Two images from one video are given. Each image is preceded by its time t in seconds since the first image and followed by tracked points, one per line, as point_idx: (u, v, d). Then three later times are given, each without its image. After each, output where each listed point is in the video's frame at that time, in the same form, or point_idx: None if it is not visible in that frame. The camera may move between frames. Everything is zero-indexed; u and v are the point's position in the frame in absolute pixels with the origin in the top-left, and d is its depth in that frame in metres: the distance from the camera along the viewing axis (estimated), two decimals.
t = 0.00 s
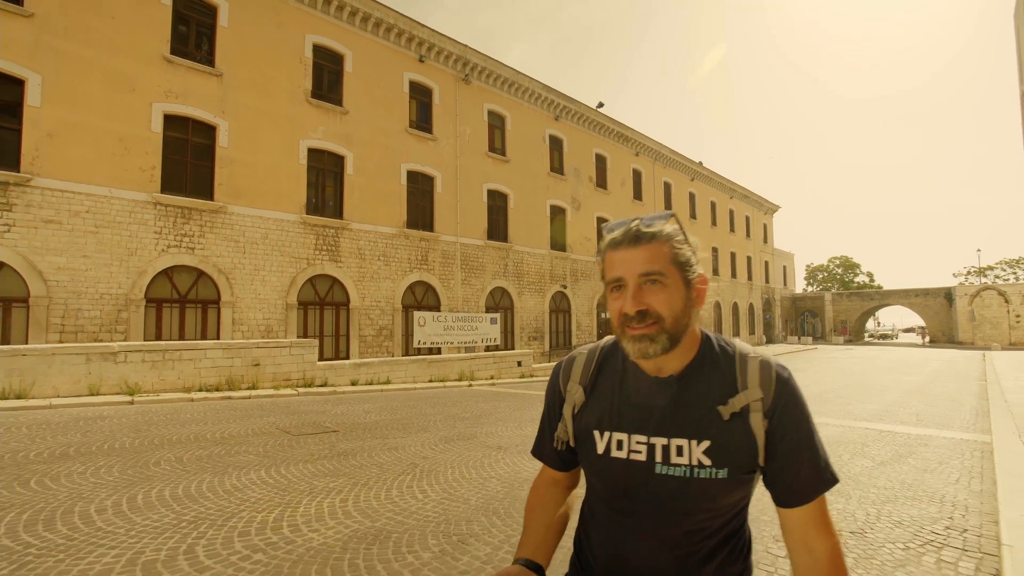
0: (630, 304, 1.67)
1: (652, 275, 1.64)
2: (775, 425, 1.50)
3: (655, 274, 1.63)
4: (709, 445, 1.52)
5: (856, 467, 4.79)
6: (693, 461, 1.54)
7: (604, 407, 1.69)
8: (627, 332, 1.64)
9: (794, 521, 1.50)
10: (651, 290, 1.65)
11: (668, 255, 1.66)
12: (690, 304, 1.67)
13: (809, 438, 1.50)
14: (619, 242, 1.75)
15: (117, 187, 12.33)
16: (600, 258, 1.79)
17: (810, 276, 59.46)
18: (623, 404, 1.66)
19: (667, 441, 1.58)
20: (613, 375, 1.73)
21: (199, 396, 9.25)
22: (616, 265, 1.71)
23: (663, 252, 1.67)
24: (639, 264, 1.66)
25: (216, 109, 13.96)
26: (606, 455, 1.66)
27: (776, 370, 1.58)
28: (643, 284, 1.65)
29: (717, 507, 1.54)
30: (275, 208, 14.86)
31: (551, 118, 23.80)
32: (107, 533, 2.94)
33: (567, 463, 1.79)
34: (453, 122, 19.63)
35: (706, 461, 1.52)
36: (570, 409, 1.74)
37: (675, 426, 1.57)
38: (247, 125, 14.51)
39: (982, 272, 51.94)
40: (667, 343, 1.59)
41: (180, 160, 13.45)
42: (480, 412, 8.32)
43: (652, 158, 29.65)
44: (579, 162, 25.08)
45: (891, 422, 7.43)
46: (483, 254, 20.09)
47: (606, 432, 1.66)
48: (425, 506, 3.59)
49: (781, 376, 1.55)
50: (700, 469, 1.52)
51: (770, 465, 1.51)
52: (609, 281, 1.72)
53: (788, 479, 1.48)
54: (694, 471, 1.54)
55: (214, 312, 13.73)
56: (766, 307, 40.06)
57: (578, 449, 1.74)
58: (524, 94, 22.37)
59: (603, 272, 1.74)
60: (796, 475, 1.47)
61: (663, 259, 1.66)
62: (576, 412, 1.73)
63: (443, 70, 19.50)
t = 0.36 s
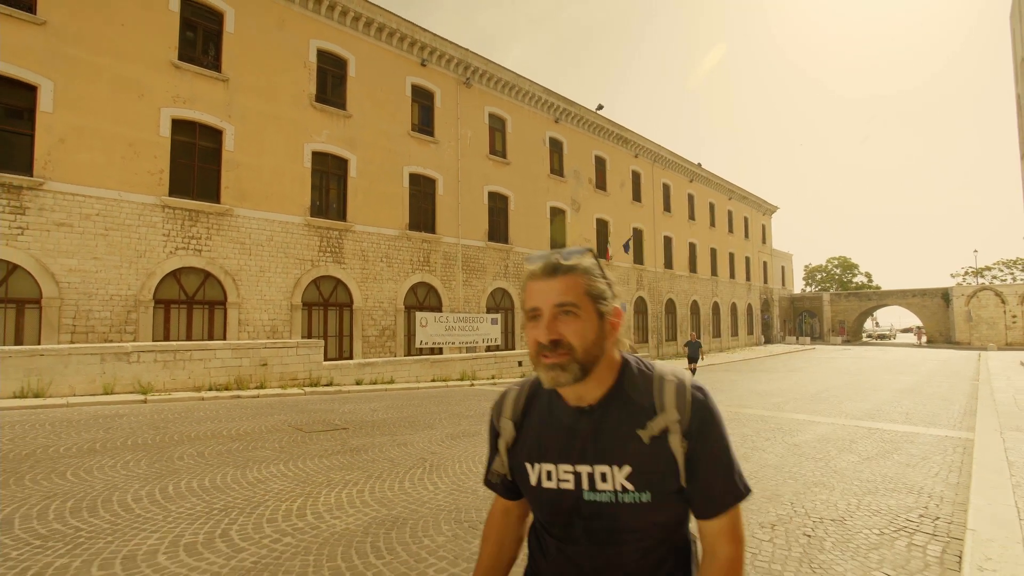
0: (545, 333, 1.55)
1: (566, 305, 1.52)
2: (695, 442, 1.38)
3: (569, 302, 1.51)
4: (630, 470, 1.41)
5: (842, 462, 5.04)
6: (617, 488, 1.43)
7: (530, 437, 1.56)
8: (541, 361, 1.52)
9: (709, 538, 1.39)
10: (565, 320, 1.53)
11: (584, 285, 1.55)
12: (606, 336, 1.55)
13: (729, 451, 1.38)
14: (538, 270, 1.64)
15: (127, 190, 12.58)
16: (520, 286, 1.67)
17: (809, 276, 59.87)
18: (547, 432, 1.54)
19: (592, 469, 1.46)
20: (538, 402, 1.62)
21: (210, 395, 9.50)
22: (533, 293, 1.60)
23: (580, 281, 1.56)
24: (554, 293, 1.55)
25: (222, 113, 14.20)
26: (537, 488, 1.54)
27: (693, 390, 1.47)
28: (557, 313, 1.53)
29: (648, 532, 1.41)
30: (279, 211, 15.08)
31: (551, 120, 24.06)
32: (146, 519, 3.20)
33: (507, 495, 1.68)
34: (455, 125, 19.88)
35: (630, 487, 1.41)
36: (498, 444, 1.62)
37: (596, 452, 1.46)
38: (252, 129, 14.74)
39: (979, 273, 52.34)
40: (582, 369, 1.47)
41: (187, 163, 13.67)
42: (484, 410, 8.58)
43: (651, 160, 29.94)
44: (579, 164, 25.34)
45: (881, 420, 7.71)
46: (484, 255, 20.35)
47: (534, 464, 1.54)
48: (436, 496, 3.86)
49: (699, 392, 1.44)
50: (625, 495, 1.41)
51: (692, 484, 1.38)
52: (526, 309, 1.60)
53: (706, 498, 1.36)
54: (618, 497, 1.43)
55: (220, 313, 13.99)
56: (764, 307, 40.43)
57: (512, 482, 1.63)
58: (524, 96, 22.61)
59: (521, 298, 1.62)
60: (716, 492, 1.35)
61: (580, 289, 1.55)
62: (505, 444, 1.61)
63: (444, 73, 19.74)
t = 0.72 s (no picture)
0: (527, 301, 1.63)
1: (548, 276, 1.61)
2: (663, 396, 1.53)
3: (551, 272, 1.59)
4: (608, 427, 1.52)
5: (833, 454, 5.31)
6: (596, 445, 1.53)
7: (510, 405, 1.63)
8: (522, 328, 1.60)
9: (673, 485, 1.54)
10: (546, 290, 1.61)
11: (565, 257, 1.63)
12: (583, 305, 1.66)
13: (691, 402, 1.56)
14: (521, 242, 1.71)
15: (136, 192, 12.81)
16: (503, 255, 1.74)
17: (808, 276, 60.17)
18: (529, 399, 1.61)
19: (571, 430, 1.56)
20: (516, 372, 1.69)
21: (221, 392, 9.75)
22: (516, 263, 1.68)
23: (561, 252, 1.64)
24: (537, 264, 1.63)
25: (229, 116, 14.45)
26: (518, 454, 1.61)
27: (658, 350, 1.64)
28: (538, 283, 1.61)
29: (623, 485, 1.54)
30: (285, 212, 15.34)
31: (552, 122, 24.32)
32: (184, 503, 3.47)
33: (482, 468, 1.73)
34: (457, 127, 20.13)
35: (608, 442, 1.53)
36: (479, 416, 1.66)
37: (576, 413, 1.56)
38: (259, 131, 15.01)
39: (977, 273, 52.62)
40: (561, 336, 1.57)
41: (195, 166, 13.91)
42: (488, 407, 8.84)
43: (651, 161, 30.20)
44: (579, 165, 25.61)
45: (873, 416, 7.98)
46: (486, 256, 20.61)
47: (515, 432, 1.61)
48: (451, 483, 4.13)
49: (664, 352, 1.61)
50: (604, 451, 1.52)
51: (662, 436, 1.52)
52: (508, 278, 1.68)
53: (672, 448, 1.50)
54: (598, 454, 1.53)
55: (227, 312, 14.23)
56: (763, 307, 40.72)
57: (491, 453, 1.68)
58: (525, 99, 22.85)
59: (504, 268, 1.70)
60: (683, 439, 1.50)
61: (562, 261, 1.63)
62: (484, 414, 1.66)
63: (446, 76, 19.99)
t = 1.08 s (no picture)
0: (606, 294, 1.59)
1: (628, 270, 1.58)
2: (725, 406, 1.51)
3: (634, 268, 1.57)
4: (670, 427, 1.47)
5: (825, 449, 5.57)
6: (656, 444, 1.48)
7: (570, 391, 1.56)
8: (599, 321, 1.56)
9: (730, 492, 1.54)
10: (626, 284, 1.58)
11: (646, 252, 1.61)
12: (658, 304, 1.63)
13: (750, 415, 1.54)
14: (601, 233, 1.67)
15: (147, 195, 13.08)
16: (580, 245, 1.70)
17: (806, 277, 60.52)
18: (591, 388, 1.55)
19: (631, 425, 1.49)
20: (577, 359, 1.62)
21: (232, 390, 10.02)
22: (595, 254, 1.64)
23: (642, 249, 1.62)
24: (618, 258, 1.60)
25: (237, 120, 14.72)
26: (572, 443, 1.53)
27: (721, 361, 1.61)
28: (618, 277, 1.58)
29: (676, 488, 1.49)
30: (292, 214, 15.60)
31: (553, 125, 24.60)
32: (220, 489, 3.75)
33: (530, 453, 1.64)
34: (460, 130, 20.40)
35: (667, 442, 1.47)
36: (534, 399, 1.58)
37: (639, 409, 1.49)
38: (266, 135, 15.29)
39: (976, 273, 52.81)
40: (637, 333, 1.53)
41: (204, 169, 14.17)
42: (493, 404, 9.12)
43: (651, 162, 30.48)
44: (580, 167, 25.89)
45: (866, 414, 8.25)
46: (488, 257, 20.88)
47: (574, 420, 1.54)
48: (464, 473, 4.41)
49: (728, 364, 1.58)
50: (663, 450, 1.47)
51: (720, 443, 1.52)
52: (587, 269, 1.64)
53: (732, 456, 1.50)
54: (655, 453, 1.48)
55: (235, 313, 14.48)
56: (762, 308, 41.03)
57: (542, 438, 1.60)
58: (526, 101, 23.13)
59: (581, 258, 1.66)
60: (743, 449, 1.51)
61: (643, 258, 1.61)
62: (542, 398, 1.58)
63: (449, 80, 20.26)
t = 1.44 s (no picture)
0: (659, 248, 1.73)
1: (680, 224, 1.72)
2: (770, 360, 1.60)
3: (685, 223, 1.70)
4: (714, 374, 1.58)
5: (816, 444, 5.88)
6: (701, 389, 1.59)
7: (621, 339, 1.73)
8: (652, 272, 1.70)
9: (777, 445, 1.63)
10: (677, 238, 1.72)
11: (696, 210, 1.75)
12: (708, 258, 1.76)
13: (797, 372, 1.63)
14: (655, 194, 1.81)
15: (158, 199, 13.38)
16: (633, 205, 1.85)
17: (804, 278, 60.87)
18: (640, 336, 1.70)
19: (678, 371, 1.61)
20: (629, 310, 1.78)
21: (244, 390, 10.31)
22: (649, 212, 1.78)
23: (694, 208, 1.75)
24: (671, 214, 1.74)
25: (246, 125, 15.03)
26: (621, 384, 1.69)
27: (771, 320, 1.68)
28: (671, 231, 1.72)
29: (720, 434, 1.60)
30: (298, 217, 15.91)
31: (554, 128, 24.90)
32: (256, 480, 4.07)
33: (583, 398, 1.83)
34: (462, 134, 20.72)
35: (712, 388, 1.58)
36: (588, 342, 1.77)
37: (686, 356, 1.62)
38: (273, 140, 15.57)
39: (972, 274, 53.14)
40: (688, 284, 1.66)
41: (213, 173, 14.47)
42: (498, 404, 9.43)
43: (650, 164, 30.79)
44: (580, 170, 26.22)
45: (858, 412, 8.57)
46: (490, 258, 21.20)
47: (624, 363, 1.69)
48: (479, 466, 4.74)
49: (776, 324, 1.66)
50: (707, 395, 1.57)
51: (764, 396, 1.63)
52: (640, 226, 1.78)
53: (774, 407, 1.60)
54: (700, 398, 1.59)
55: (244, 314, 14.78)
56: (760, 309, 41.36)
57: (594, 382, 1.77)
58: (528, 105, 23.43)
59: (634, 216, 1.81)
60: (788, 404, 1.59)
61: (694, 215, 1.74)
62: (596, 343, 1.76)
63: (452, 84, 20.58)
